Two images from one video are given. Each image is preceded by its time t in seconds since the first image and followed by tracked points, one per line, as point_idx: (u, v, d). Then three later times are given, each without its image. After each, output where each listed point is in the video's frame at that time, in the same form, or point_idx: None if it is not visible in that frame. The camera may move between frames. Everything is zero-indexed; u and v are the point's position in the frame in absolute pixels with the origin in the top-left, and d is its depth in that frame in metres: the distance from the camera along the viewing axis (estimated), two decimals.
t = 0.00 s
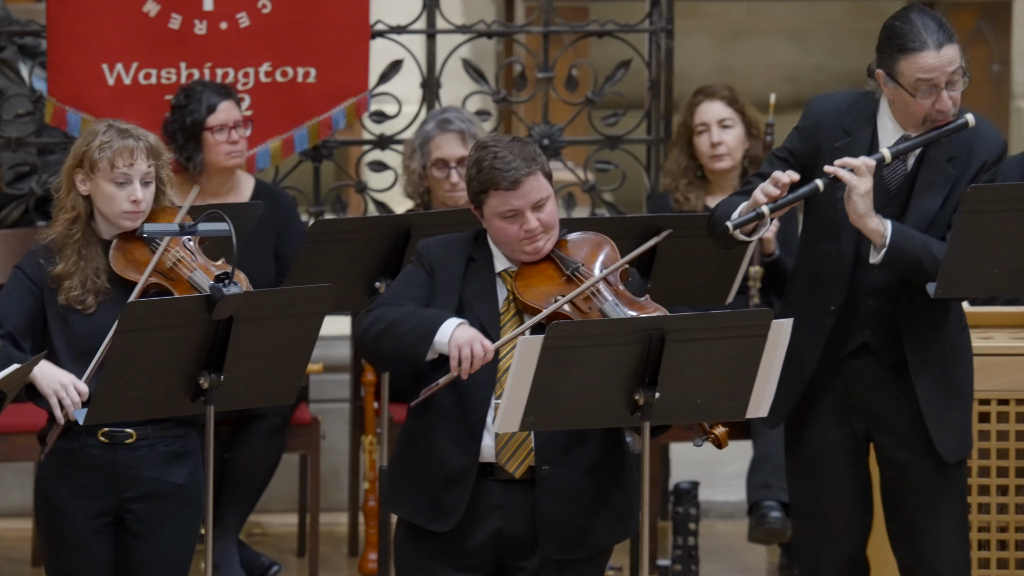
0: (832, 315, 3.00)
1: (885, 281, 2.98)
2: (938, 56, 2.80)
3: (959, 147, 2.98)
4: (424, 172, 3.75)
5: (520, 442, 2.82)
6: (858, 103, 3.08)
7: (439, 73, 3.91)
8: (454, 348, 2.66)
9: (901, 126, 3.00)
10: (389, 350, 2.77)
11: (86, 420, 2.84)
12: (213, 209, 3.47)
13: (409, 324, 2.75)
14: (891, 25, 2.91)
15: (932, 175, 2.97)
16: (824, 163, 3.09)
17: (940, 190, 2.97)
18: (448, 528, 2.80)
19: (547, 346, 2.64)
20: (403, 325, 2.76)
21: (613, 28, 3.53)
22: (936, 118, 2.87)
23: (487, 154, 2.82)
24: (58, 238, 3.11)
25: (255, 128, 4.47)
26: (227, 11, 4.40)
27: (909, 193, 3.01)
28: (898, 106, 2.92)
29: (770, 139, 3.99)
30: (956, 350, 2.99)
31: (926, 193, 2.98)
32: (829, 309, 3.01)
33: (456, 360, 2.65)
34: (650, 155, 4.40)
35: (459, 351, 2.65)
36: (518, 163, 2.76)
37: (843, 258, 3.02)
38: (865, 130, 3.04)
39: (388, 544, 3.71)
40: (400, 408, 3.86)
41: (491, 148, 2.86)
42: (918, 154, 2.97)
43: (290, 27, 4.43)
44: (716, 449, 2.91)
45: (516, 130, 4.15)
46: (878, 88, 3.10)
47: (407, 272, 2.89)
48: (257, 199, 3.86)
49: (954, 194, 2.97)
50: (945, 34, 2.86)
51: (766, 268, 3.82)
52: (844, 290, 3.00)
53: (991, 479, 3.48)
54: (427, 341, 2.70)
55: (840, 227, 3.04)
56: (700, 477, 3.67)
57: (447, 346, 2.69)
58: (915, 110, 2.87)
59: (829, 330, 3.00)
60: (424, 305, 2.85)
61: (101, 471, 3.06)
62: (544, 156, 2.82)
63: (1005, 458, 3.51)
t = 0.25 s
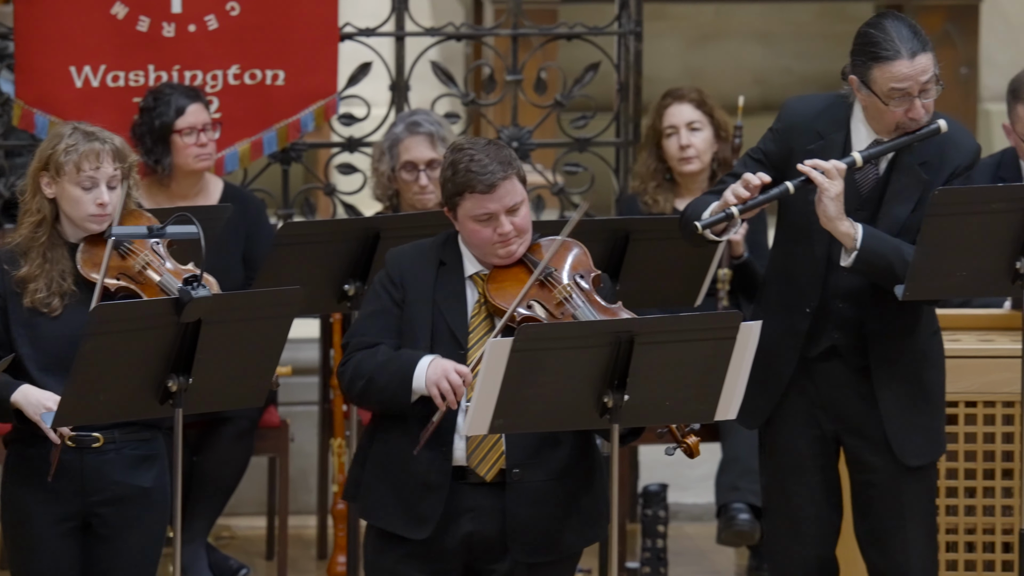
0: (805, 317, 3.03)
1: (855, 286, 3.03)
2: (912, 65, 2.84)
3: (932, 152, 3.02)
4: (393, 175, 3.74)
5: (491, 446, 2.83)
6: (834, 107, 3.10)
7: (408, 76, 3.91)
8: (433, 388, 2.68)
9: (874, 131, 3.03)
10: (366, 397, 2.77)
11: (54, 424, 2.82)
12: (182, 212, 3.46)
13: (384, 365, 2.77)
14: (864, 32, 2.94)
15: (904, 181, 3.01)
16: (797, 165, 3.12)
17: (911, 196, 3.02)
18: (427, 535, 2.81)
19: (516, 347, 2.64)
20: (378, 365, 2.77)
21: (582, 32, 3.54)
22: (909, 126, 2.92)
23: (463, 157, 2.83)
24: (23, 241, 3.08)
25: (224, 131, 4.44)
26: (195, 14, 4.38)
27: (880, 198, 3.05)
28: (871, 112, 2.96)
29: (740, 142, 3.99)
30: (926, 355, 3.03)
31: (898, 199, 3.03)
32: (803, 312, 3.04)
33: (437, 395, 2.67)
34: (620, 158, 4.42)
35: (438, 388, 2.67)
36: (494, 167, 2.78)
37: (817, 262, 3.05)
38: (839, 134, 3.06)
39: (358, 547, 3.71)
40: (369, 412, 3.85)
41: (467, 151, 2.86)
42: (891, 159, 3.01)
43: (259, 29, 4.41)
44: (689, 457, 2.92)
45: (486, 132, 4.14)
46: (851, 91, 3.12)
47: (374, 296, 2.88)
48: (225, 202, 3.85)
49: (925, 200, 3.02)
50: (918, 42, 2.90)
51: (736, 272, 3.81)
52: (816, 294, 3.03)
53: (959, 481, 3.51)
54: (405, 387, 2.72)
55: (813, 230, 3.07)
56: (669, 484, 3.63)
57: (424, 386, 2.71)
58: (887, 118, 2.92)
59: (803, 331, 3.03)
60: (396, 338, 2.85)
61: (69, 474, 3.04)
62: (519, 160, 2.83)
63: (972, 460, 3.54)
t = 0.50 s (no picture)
0: (777, 317, 3.04)
1: (827, 282, 3.05)
2: (876, 54, 2.86)
3: (900, 147, 3.05)
4: (362, 177, 3.74)
5: (465, 449, 2.81)
6: (798, 106, 3.12)
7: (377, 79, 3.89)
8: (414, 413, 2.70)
9: (840, 126, 3.05)
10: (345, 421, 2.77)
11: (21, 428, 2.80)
12: (151, 215, 3.44)
13: (361, 382, 2.78)
14: (827, 25, 2.95)
15: (873, 175, 3.04)
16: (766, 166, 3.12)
17: (880, 189, 3.04)
18: (396, 537, 2.80)
19: (485, 350, 2.63)
20: (353, 380, 2.78)
21: (550, 35, 3.54)
22: (875, 117, 2.93)
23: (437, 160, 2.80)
24: None
25: (193, 133, 4.42)
26: (163, 16, 4.35)
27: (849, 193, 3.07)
28: (838, 106, 2.97)
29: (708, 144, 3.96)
30: (899, 353, 3.04)
31: (867, 193, 3.05)
32: (775, 310, 3.06)
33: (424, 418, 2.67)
34: (589, 161, 4.41)
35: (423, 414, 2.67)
36: (470, 171, 2.75)
37: (785, 259, 3.06)
38: (807, 131, 3.08)
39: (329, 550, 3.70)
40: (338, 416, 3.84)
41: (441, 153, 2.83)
42: (860, 153, 3.03)
43: (228, 30, 4.38)
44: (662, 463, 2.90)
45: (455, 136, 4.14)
46: (818, 90, 3.14)
47: (342, 304, 2.86)
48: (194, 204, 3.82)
49: (894, 195, 3.04)
50: (881, 32, 2.91)
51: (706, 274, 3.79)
52: (788, 292, 3.04)
53: (928, 483, 3.53)
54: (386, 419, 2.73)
55: (784, 229, 3.09)
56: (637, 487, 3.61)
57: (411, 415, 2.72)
58: (853, 109, 2.93)
59: (775, 329, 3.05)
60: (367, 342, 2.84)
61: (36, 479, 3.02)
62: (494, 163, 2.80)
63: (941, 462, 3.55)
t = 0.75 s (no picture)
0: (753, 317, 3.04)
1: (801, 278, 3.06)
2: (839, 49, 2.87)
3: (868, 143, 3.06)
4: (334, 180, 3.73)
5: (441, 452, 2.81)
6: (766, 107, 3.13)
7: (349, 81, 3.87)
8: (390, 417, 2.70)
9: (807, 123, 3.06)
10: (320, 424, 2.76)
11: None
12: (122, 216, 3.43)
13: (336, 386, 2.77)
14: (790, 22, 2.96)
15: (842, 169, 3.05)
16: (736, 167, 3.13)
17: (850, 183, 3.05)
18: (372, 541, 2.79)
19: (459, 353, 2.61)
20: (329, 384, 2.77)
21: (523, 37, 3.52)
22: (841, 112, 2.94)
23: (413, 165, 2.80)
24: None
25: (165, 136, 4.41)
26: (135, 18, 4.34)
27: (820, 189, 3.07)
28: (804, 102, 2.99)
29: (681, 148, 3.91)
30: (874, 351, 3.06)
31: (837, 187, 3.05)
32: (751, 312, 3.06)
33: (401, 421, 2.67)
34: (562, 163, 4.37)
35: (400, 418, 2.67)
36: (444, 178, 2.75)
37: (760, 261, 3.07)
38: (775, 132, 3.09)
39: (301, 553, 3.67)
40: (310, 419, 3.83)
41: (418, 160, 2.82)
42: (829, 149, 3.04)
43: (201, 33, 4.37)
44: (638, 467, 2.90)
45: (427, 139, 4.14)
46: (785, 90, 3.15)
47: (319, 307, 2.85)
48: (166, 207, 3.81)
49: (864, 189, 3.05)
50: (844, 27, 2.92)
51: (678, 277, 3.77)
52: (763, 293, 3.05)
53: (901, 485, 3.53)
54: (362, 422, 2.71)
55: (756, 229, 3.09)
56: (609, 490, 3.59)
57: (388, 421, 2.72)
58: (819, 104, 2.94)
59: (751, 330, 3.05)
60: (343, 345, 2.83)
61: (6, 482, 3.01)
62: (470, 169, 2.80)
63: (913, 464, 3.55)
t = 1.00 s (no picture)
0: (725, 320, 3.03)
1: (769, 281, 3.03)
2: (804, 58, 2.85)
3: (836, 143, 3.04)
4: (305, 183, 3.73)
5: (412, 456, 2.76)
6: (732, 111, 3.13)
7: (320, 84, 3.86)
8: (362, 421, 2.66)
9: (773, 129, 3.06)
10: (293, 426, 2.71)
11: None
12: (93, 220, 3.43)
13: (308, 389, 2.73)
14: (754, 29, 2.94)
15: (810, 171, 3.02)
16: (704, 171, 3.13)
17: (818, 185, 3.03)
18: (344, 545, 2.74)
19: (430, 356, 2.58)
20: (301, 388, 2.74)
21: (495, 40, 3.52)
22: (807, 118, 2.93)
23: (382, 175, 2.76)
24: None
25: (136, 138, 4.41)
26: (106, 21, 4.33)
27: (788, 192, 3.05)
28: (769, 108, 2.97)
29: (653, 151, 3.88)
30: (846, 351, 3.04)
31: (805, 189, 3.03)
32: (721, 316, 3.06)
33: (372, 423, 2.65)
34: (533, 166, 4.36)
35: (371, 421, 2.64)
36: (413, 190, 2.70)
37: (730, 265, 3.06)
38: (742, 136, 3.09)
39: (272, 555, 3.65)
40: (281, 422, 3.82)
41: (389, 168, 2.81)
42: (796, 153, 3.02)
43: (174, 36, 4.37)
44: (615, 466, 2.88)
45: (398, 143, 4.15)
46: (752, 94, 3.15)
47: (291, 310, 2.82)
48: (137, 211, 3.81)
49: (832, 191, 3.04)
50: (808, 33, 2.90)
51: (649, 280, 3.79)
52: (735, 298, 3.03)
53: (872, 488, 3.53)
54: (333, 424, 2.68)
55: (726, 232, 3.08)
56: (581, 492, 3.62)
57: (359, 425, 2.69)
58: (784, 110, 2.93)
59: (722, 335, 3.04)
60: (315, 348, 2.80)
61: None
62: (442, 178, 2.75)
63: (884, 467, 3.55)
